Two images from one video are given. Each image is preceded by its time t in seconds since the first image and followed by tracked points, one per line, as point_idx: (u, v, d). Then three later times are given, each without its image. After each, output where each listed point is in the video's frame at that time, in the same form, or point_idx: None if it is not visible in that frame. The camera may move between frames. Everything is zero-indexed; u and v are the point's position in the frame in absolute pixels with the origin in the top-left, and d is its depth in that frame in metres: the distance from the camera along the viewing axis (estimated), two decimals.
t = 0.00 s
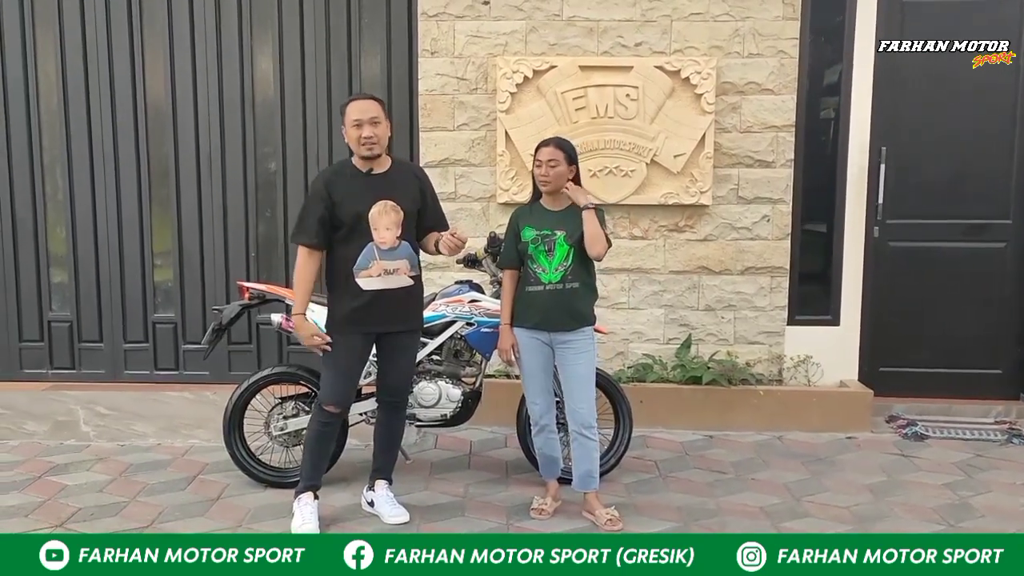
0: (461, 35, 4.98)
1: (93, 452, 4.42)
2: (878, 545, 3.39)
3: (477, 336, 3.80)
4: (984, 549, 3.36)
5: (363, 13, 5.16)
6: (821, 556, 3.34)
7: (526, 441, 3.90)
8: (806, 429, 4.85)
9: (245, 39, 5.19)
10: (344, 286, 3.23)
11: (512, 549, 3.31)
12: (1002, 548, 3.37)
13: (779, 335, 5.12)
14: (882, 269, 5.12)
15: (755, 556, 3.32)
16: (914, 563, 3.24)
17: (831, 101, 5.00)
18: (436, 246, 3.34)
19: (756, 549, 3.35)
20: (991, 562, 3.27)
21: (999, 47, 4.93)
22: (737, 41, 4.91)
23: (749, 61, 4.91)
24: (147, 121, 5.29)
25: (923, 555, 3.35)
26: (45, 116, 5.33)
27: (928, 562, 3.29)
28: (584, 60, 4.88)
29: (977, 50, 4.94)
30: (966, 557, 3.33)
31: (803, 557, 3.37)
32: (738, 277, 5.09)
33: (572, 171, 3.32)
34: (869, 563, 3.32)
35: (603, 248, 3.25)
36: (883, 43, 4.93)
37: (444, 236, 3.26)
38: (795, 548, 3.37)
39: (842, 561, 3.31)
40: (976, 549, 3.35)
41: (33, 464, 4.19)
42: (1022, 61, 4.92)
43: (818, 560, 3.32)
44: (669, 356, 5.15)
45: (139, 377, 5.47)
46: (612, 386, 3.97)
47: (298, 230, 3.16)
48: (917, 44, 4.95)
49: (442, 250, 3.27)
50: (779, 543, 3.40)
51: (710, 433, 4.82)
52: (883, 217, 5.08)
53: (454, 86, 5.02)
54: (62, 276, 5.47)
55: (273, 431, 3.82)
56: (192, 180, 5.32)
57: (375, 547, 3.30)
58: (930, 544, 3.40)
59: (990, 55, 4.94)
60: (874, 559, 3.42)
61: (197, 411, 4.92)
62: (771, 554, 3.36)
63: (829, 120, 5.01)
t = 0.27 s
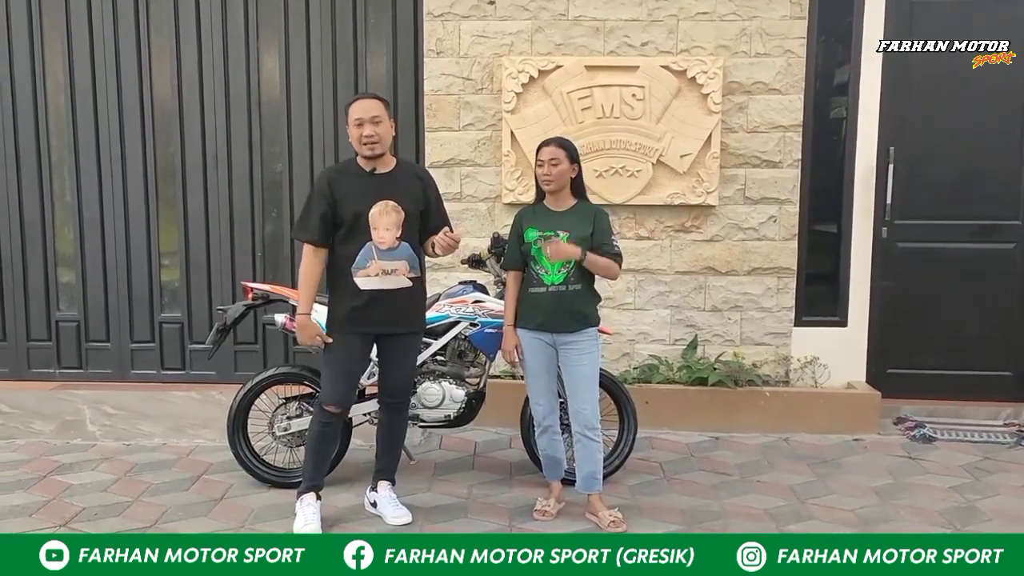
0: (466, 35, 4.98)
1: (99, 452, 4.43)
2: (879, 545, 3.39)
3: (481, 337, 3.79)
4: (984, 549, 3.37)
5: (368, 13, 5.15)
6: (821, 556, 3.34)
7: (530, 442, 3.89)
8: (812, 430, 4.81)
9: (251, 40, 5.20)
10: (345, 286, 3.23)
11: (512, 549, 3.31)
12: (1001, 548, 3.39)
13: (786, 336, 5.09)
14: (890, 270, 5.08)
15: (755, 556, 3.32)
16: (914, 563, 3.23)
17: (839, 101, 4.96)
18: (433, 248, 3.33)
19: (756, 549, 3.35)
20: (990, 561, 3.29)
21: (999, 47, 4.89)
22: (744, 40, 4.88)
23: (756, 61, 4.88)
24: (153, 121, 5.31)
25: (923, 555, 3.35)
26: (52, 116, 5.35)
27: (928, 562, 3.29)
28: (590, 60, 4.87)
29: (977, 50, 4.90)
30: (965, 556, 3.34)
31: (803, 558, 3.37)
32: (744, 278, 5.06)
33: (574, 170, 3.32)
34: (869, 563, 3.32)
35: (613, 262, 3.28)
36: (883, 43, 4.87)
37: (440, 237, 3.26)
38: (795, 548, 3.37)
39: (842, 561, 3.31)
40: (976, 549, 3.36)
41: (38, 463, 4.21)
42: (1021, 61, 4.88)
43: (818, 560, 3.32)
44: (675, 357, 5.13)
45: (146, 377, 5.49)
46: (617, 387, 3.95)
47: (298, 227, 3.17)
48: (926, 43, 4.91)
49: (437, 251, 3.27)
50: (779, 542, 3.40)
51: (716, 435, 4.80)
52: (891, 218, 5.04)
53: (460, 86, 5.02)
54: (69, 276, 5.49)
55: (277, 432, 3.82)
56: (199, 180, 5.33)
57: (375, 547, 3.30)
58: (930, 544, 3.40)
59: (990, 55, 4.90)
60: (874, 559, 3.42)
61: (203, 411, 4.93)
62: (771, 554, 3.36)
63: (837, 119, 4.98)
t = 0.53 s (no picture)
0: (471, 35, 4.97)
1: (103, 451, 4.45)
2: (879, 545, 3.39)
3: (484, 337, 3.77)
4: (984, 549, 3.37)
5: (373, 13, 5.15)
6: (821, 556, 3.34)
7: (533, 442, 3.88)
8: (818, 432, 4.78)
9: (257, 40, 5.21)
10: (345, 285, 3.23)
11: (512, 549, 3.30)
12: (1001, 548, 3.39)
13: (792, 337, 5.06)
14: (896, 271, 5.04)
15: (755, 556, 3.32)
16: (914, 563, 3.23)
17: (846, 100, 4.93)
18: (433, 249, 3.33)
19: (756, 549, 3.35)
20: (991, 561, 3.29)
21: (999, 47, 4.86)
22: (750, 39, 4.85)
23: (762, 60, 4.85)
24: (160, 121, 5.32)
25: (923, 555, 3.35)
26: (59, 116, 5.37)
27: (928, 562, 3.29)
28: (595, 59, 4.85)
29: (977, 50, 4.87)
30: (966, 557, 3.34)
31: (803, 558, 3.37)
32: (750, 278, 5.03)
33: (576, 169, 3.31)
34: (869, 563, 3.32)
35: (613, 272, 3.28)
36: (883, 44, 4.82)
37: (440, 238, 3.25)
38: (796, 548, 3.37)
39: (842, 561, 3.31)
40: (976, 550, 3.37)
41: (42, 462, 4.23)
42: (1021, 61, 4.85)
43: (818, 560, 3.33)
44: (680, 358, 5.10)
45: (151, 376, 5.51)
46: (620, 388, 3.93)
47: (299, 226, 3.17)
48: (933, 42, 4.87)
49: (437, 252, 3.26)
50: (779, 542, 3.40)
51: (720, 436, 4.77)
52: (898, 218, 5.01)
53: (465, 86, 5.01)
54: (76, 275, 5.51)
55: (279, 432, 3.82)
56: (204, 181, 5.34)
57: (375, 547, 3.29)
58: (930, 544, 3.41)
59: (990, 55, 4.87)
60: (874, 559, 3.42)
61: (207, 410, 4.94)
62: (771, 554, 3.35)
63: (844, 119, 4.94)
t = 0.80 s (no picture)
0: (473, 35, 4.96)
1: (105, 451, 4.46)
2: (879, 545, 3.39)
3: (484, 338, 3.76)
4: (984, 549, 3.37)
5: (376, 13, 5.15)
6: (821, 556, 3.34)
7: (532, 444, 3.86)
8: (821, 434, 4.75)
9: (260, 40, 5.21)
10: (343, 286, 3.22)
11: (512, 549, 3.30)
12: (1001, 548, 3.39)
13: (796, 338, 5.02)
14: (902, 272, 5.00)
15: (755, 556, 3.32)
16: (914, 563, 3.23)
17: (850, 100, 4.90)
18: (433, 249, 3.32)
19: (756, 549, 3.35)
20: (991, 561, 3.29)
21: (999, 47, 4.82)
22: (753, 38, 4.82)
23: (766, 60, 4.82)
24: (163, 121, 5.33)
25: (922, 555, 3.36)
26: (63, 117, 5.39)
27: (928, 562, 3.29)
28: (597, 59, 4.83)
29: (977, 50, 4.83)
30: (966, 556, 3.34)
31: (804, 558, 3.37)
32: (753, 279, 5.00)
33: (576, 168, 3.29)
34: (869, 563, 3.31)
35: (621, 270, 3.31)
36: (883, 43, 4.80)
37: (440, 238, 3.24)
38: (796, 548, 3.37)
39: (841, 561, 3.32)
40: (976, 550, 3.37)
41: (44, 462, 4.24)
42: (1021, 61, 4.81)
43: (818, 560, 3.32)
44: (683, 359, 5.08)
45: (155, 376, 5.52)
46: (620, 389, 3.91)
47: (297, 226, 3.16)
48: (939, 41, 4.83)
49: (437, 252, 3.25)
50: (779, 542, 3.39)
51: (723, 438, 4.75)
52: (904, 219, 4.96)
53: (467, 86, 5.00)
54: (80, 275, 5.53)
55: (278, 432, 3.82)
56: (207, 181, 5.35)
57: (375, 547, 3.28)
58: (930, 544, 3.41)
59: (990, 55, 4.83)
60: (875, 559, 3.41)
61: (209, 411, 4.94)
62: (771, 554, 3.35)
63: (848, 119, 4.91)
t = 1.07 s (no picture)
0: (474, 35, 4.95)
1: (106, 450, 4.47)
2: (879, 545, 3.38)
3: (482, 338, 3.75)
4: (984, 549, 3.37)
5: (378, 14, 5.16)
6: (821, 556, 3.33)
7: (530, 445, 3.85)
8: (823, 436, 4.73)
9: (262, 41, 5.22)
10: (340, 286, 3.22)
11: (512, 549, 3.31)
12: (1000, 548, 3.39)
13: (798, 339, 5.00)
14: (905, 273, 4.97)
15: (755, 556, 3.31)
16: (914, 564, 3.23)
17: (853, 100, 4.87)
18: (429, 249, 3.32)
19: (756, 549, 3.35)
20: (990, 561, 3.28)
21: (999, 47, 4.78)
22: (755, 38, 4.80)
23: (768, 60, 4.80)
24: (166, 122, 5.35)
25: (923, 555, 3.35)
26: (67, 117, 5.42)
27: (928, 562, 3.29)
28: (599, 59, 4.82)
29: (977, 50, 4.80)
30: (965, 557, 3.34)
31: (804, 558, 3.37)
32: (755, 280, 4.98)
33: (574, 169, 3.28)
34: (869, 563, 3.31)
35: (613, 274, 3.33)
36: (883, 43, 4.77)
37: (436, 240, 3.23)
38: (796, 548, 3.37)
39: (841, 561, 3.31)
40: (976, 550, 3.37)
41: (46, 461, 4.26)
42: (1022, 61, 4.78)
43: (818, 560, 3.32)
44: (685, 360, 5.06)
45: (157, 376, 5.54)
46: (619, 390, 3.90)
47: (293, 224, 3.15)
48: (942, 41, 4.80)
49: (433, 252, 3.24)
50: (779, 542, 3.39)
51: (724, 439, 4.73)
52: (908, 219, 4.92)
53: (468, 86, 4.99)
54: (83, 275, 5.56)
55: (276, 432, 3.83)
56: (210, 181, 5.37)
57: (375, 547, 3.29)
58: (930, 543, 3.41)
59: (990, 55, 4.80)
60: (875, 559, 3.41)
61: (210, 410, 4.95)
62: (771, 554, 3.35)
63: (851, 119, 4.88)
